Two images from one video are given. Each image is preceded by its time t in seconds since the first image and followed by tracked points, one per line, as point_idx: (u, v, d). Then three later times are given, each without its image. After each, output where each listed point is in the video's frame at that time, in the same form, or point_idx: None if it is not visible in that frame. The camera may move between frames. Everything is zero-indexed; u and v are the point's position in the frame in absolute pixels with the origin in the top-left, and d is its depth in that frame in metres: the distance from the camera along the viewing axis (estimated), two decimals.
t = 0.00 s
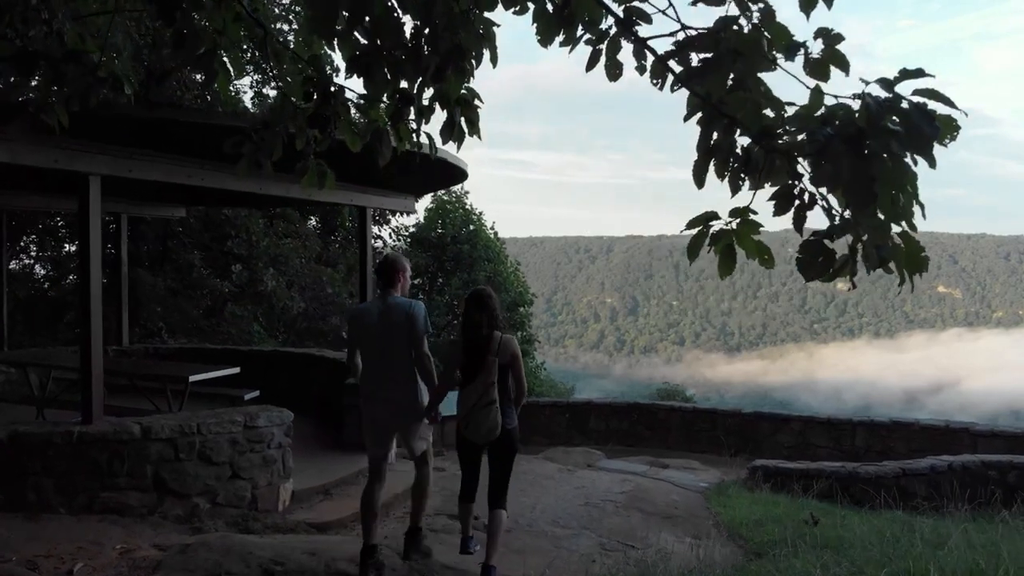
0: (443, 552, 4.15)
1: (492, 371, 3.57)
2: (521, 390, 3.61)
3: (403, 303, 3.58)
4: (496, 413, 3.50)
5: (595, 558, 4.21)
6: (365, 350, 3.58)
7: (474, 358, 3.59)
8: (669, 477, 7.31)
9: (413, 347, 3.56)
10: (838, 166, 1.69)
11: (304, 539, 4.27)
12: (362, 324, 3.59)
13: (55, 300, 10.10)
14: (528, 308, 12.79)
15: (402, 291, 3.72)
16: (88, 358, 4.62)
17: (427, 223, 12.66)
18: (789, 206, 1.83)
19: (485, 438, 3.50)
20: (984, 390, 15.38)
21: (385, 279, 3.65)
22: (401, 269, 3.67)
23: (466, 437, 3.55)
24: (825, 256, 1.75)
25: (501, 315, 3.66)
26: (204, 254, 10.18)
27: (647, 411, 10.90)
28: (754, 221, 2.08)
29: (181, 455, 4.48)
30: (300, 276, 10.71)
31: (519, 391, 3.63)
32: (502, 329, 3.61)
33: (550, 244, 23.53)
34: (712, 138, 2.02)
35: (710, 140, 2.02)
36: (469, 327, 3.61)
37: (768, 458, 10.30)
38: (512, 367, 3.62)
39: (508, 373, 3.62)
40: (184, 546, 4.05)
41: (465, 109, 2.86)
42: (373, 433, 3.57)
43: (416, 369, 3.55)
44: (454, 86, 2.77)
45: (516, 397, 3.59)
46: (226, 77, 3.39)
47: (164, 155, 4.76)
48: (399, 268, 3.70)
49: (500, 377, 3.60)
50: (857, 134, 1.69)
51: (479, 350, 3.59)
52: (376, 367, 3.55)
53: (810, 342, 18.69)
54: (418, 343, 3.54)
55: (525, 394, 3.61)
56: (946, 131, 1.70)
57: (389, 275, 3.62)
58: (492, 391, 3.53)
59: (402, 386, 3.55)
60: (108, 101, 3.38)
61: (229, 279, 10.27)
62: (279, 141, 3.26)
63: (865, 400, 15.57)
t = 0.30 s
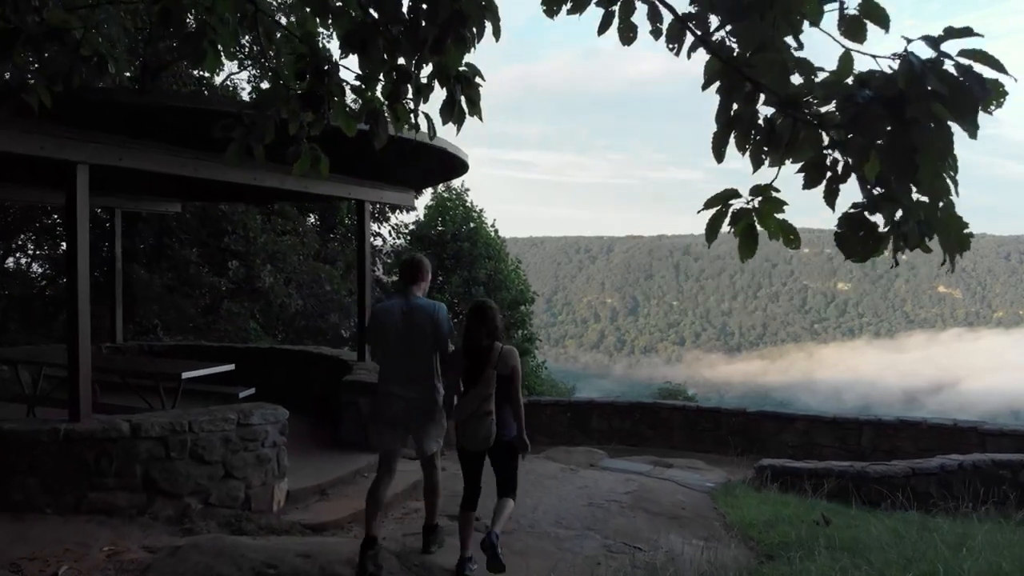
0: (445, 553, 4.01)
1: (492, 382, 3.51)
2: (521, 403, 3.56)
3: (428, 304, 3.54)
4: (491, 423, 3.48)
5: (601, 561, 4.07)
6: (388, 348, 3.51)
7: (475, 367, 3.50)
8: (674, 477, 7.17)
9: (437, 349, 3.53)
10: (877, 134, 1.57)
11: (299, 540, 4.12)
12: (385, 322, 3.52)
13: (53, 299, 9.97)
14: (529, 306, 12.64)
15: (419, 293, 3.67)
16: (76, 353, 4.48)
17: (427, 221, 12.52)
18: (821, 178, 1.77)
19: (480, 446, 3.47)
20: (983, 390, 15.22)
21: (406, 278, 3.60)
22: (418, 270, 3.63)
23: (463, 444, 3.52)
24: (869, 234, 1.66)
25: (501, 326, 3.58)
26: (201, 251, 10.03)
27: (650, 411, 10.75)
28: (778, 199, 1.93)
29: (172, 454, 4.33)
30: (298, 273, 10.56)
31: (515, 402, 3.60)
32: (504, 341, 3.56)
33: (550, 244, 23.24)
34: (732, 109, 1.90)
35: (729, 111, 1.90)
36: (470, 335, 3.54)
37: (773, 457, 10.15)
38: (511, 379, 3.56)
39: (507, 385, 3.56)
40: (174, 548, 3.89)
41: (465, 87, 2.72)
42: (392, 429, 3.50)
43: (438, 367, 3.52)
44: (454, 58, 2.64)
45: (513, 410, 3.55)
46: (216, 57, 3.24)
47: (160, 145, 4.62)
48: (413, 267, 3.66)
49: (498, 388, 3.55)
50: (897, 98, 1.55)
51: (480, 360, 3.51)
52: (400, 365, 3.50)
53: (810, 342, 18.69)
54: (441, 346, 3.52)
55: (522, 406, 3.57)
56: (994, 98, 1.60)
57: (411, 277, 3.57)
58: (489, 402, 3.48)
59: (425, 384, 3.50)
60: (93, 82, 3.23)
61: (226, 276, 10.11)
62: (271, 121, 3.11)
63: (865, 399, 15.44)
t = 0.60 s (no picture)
0: (447, 560, 3.85)
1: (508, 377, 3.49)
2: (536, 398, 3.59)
3: (457, 301, 3.64)
4: (504, 417, 3.46)
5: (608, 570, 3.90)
6: (416, 341, 3.63)
7: (489, 363, 3.46)
8: (680, 480, 7.01)
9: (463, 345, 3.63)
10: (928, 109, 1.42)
11: (293, 548, 3.95)
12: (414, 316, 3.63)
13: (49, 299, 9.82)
14: (530, 306, 12.46)
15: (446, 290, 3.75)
16: (62, 352, 4.31)
17: (427, 220, 12.35)
18: (862, 160, 1.57)
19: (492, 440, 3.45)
20: (983, 390, 15.06)
21: (437, 275, 3.70)
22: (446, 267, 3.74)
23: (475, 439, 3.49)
24: (921, 213, 1.44)
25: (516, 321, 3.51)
26: (197, 250, 9.87)
27: (653, 411, 10.58)
28: (809, 186, 1.76)
29: (161, 458, 4.16)
30: (296, 272, 10.40)
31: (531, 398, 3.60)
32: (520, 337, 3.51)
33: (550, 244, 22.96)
34: (757, 89, 1.72)
35: (754, 90, 1.71)
36: (487, 331, 3.45)
37: (778, 460, 9.99)
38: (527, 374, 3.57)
39: (523, 380, 3.57)
40: (162, 557, 3.72)
41: (466, 70, 2.56)
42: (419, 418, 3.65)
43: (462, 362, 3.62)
44: (455, 38, 2.45)
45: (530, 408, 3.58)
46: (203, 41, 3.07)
47: (141, 136, 4.48)
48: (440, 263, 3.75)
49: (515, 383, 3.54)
50: (950, 69, 1.42)
51: (496, 356, 3.46)
52: (428, 358, 3.61)
53: (811, 342, 18.61)
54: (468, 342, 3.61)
55: (538, 402, 3.60)
56: None
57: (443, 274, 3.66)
58: (505, 395, 3.47)
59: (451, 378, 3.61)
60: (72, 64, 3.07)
61: (222, 274, 9.95)
62: (261, 110, 2.91)
63: (867, 400, 15.27)
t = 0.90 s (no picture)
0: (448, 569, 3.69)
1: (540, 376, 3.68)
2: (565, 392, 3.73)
3: (471, 305, 3.68)
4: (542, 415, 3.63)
5: None
6: (433, 348, 3.69)
7: (519, 365, 3.67)
8: (685, 484, 6.83)
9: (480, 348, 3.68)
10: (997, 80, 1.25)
11: (286, 558, 3.78)
12: (430, 324, 3.69)
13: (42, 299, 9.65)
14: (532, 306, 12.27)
15: (467, 296, 3.86)
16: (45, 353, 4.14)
17: (427, 220, 12.17)
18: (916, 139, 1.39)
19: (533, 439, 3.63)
20: (983, 390, 14.98)
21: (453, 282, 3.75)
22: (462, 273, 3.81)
23: (512, 437, 3.69)
24: (997, 196, 1.27)
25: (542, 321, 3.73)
26: (193, 249, 9.70)
27: (656, 413, 10.41)
28: (850, 171, 1.59)
29: (148, 465, 3.98)
30: (293, 272, 10.22)
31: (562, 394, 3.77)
32: (547, 336, 3.70)
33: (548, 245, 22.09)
34: (792, 65, 1.52)
35: (789, 67, 1.52)
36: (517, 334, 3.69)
37: (784, 462, 9.81)
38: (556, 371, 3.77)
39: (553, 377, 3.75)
40: (148, 569, 3.55)
41: (467, 51, 2.41)
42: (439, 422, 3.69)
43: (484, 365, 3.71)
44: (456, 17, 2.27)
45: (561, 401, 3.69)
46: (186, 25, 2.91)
47: (127, 127, 4.31)
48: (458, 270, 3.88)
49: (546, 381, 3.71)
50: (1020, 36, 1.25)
51: (527, 356, 3.68)
52: (445, 364, 3.67)
53: (810, 342, 18.58)
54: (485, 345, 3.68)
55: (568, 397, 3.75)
56: None
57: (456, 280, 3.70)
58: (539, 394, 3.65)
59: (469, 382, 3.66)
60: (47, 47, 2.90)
61: (218, 274, 9.77)
62: (249, 95, 2.78)
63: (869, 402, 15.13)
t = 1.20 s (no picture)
0: None
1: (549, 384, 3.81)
2: (580, 402, 3.80)
3: (490, 305, 4.03)
4: (546, 424, 3.76)
5: None
6: (457, 346, 4.09)
7: (531, 372, 3.85)
8: (690, 488, 6.62)
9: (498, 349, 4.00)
10: None
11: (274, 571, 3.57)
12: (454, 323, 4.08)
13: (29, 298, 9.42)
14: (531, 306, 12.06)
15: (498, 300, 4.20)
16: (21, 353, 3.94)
17: (424, 218, 11.96)
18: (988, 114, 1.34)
19: (537, 445, 3.76)
20: (981, 390, 14.93)
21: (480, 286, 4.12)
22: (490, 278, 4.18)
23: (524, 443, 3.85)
24: None
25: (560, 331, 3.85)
26: (184, 246, 9.48)
27: (658, 415, 10.22)
28: (905, 149, 1.45)
29: (129, 472, 3.78)
30: (287, 271, 10.01)
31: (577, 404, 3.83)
32: (560, 347, 3.81)
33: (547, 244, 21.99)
34: (840, 29, 1.40)
35: (836, 31, 1.40)
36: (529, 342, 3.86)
37: (789, 465, 9.62)
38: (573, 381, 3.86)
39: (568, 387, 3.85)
40: None
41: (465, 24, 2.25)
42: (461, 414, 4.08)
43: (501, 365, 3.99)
44: None
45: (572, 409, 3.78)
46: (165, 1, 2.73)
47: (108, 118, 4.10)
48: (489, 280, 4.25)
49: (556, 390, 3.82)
50: None
51: (538, 363, 3.83)
52: (466, 359, 4.06)
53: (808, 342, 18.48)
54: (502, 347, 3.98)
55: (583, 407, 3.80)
56: None
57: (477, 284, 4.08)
58: (544, 402, 3.78)
59: (486, 378, 4.01)
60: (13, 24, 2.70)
61: (210, 273, 9.55)
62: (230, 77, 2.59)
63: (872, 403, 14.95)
